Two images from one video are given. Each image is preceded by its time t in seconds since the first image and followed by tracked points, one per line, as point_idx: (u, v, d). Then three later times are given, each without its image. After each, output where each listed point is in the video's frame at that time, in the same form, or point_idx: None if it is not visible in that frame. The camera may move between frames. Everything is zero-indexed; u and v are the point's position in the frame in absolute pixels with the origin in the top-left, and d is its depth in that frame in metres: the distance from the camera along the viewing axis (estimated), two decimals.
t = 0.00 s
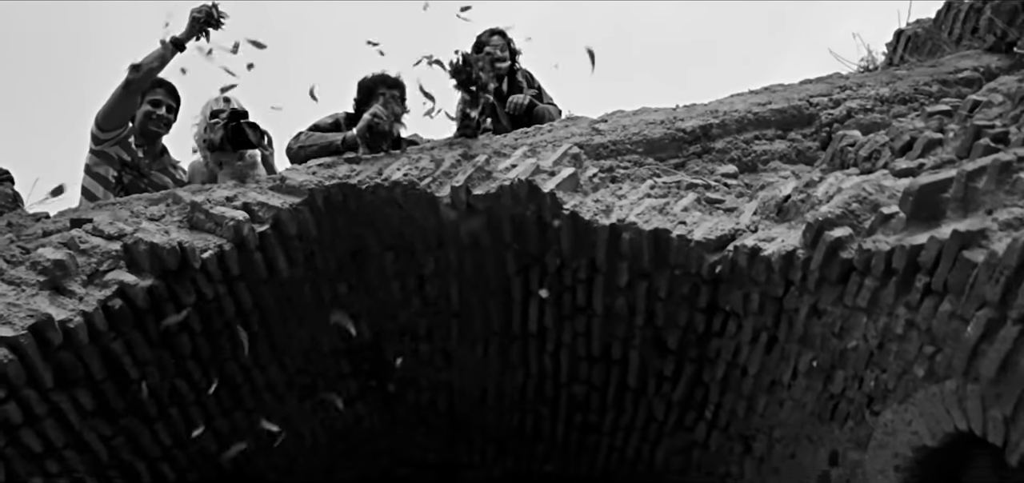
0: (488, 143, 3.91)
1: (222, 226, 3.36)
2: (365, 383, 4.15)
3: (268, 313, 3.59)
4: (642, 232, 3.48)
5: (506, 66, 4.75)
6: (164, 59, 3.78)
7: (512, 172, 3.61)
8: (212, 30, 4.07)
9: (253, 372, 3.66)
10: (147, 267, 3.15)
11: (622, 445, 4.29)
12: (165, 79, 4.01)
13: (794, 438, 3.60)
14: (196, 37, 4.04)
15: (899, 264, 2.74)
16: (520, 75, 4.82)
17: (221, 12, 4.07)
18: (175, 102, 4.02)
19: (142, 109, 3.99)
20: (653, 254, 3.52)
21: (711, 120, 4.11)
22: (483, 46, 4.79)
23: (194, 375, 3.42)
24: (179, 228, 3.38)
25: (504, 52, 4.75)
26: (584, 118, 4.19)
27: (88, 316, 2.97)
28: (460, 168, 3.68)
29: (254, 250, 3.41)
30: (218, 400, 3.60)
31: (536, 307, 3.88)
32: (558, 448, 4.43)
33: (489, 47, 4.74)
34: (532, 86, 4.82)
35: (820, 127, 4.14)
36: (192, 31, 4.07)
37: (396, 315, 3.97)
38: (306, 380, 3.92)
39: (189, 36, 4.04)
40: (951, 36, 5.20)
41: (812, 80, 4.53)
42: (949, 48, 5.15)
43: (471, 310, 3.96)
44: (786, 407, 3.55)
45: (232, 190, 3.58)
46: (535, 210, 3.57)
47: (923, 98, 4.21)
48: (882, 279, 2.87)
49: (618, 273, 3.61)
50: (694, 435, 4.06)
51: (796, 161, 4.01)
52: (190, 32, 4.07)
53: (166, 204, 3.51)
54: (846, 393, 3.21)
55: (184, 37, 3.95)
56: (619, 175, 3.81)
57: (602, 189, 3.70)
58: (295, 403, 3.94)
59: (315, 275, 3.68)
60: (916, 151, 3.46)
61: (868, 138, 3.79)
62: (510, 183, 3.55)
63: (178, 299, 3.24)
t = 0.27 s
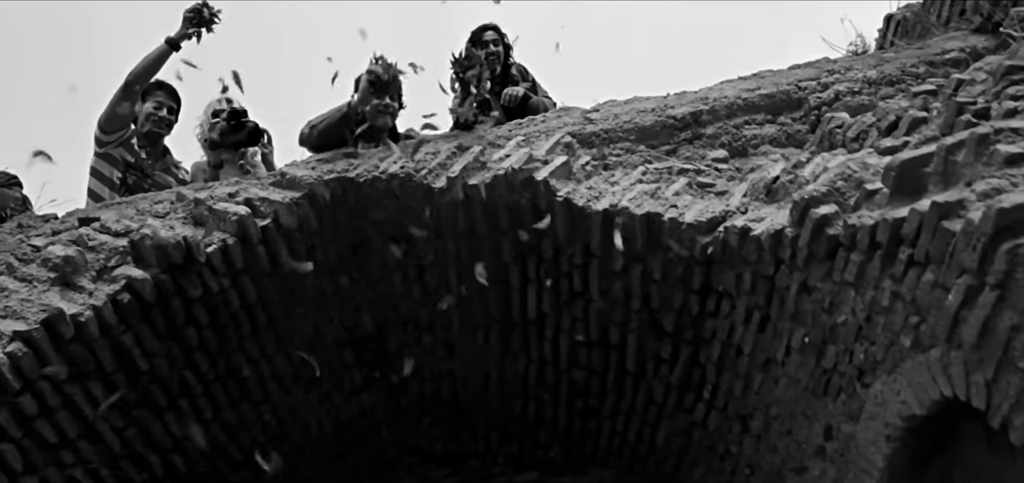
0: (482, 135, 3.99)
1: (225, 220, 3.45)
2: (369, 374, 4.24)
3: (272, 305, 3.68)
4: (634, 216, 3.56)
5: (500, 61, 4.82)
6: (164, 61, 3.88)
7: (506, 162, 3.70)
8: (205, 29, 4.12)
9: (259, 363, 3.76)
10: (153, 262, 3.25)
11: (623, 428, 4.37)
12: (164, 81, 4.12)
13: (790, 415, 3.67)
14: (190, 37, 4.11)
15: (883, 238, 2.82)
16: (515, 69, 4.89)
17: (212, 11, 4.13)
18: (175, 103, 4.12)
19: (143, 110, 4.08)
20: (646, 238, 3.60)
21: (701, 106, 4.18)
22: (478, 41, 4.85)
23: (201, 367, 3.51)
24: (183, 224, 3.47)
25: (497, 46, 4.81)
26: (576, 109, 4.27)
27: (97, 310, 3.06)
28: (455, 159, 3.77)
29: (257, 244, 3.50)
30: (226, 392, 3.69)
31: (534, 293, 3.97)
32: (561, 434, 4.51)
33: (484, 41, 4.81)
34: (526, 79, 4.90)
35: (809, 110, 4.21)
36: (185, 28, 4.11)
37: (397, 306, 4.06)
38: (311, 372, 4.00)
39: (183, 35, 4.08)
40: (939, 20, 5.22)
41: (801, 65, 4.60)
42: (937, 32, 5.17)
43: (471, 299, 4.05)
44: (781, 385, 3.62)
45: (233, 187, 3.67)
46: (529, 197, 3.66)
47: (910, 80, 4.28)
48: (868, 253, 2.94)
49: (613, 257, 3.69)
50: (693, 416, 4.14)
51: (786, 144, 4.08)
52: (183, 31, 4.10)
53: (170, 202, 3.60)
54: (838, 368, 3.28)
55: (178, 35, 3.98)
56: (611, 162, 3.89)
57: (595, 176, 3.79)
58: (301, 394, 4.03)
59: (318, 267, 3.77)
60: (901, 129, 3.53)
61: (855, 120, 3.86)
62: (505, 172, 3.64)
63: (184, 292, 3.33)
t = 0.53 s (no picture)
0: (478, 127, 4.08)
1: (228, 215, 3.55)
2: (373, 365, 4.32)
3: (276, 298, 3.77)
4: (627, 203, 3.64)
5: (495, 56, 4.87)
6: (166, 62, 3.99)
7: (501, 152, 3.79)
8: (205, 28, 4.21)
9: (265, 355, 3.85)
10: (160, 257, 3.35)
11: (623, 413, 4.45)
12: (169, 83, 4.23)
13: (785, 395, 3.73)
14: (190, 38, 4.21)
15: (868, 215, 2.89)
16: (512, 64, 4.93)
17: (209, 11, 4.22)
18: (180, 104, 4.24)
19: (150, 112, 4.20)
20: (639, 224, 3.68)
21: (692, 95, 4.26)
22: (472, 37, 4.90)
23: (209, 359, 3.60)
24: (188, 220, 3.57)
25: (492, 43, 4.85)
26: (570, 100, 4.36)
27: (106, 303, 3.16)
28: (451, 151, 3.86)
29: (260, 238, 3.60)
30: (233, 383, 3.79)
31: (531, 281, 4.05)
32: (562, 421, 4.58)
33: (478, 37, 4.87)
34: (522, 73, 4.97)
35: (799, 96, 4.28)
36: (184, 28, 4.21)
37: (399, 297, 4.14)
38: (316, 363, 4.09)
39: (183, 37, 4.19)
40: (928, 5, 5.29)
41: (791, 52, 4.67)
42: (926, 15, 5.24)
43: (470, 289, 4.14)
44: (776, 365, 3.69)
45: (236, 182, 3.76)
46: (524, 186, 3.75)
47: (898, 64, 4.35)
48: (854, 230, 3.01)
49: (608, 243, 3.77)
50: (691, 399, 4.21)
51: (777, 130, 4.15)
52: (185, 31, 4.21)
53: (175, 198, 3.70)
54: (829, 346, 3.34)
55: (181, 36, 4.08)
56: (605, 150, 3.97)
57: (589, 165, 3.87)
58: (307, 385, 4.12)
59: (320, 260, 3.87)
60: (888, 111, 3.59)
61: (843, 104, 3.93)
62: (500, 162, 3.73)
63: (190, 285, 3.43)
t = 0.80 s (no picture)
0: (470, 117, 4.18)
1: (229, 208, 3.65)
2: (374, 353, 4.42)
3: (277, 288, 3.87)
4: (616, 186, 3.74)
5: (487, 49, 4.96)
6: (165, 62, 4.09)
7: (492, 140, 3.90)
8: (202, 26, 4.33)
9: (268, 344, 3.95)
10: (164, 248, 3.45)
11: (620, 395, 4.55)
12: (168, 82, 4.34)
13: (776, 370, 3.83)
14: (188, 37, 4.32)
15: (846, 190, 2.97)
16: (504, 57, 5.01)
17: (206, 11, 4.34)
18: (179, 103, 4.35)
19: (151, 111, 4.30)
20: (629, 206, 3.77)
21: (679, 81, 4.36)
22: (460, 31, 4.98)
23: (213, 347, 3.71)
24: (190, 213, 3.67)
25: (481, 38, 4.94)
26: (560, 89, 4.45)
27: (113, 294, 3.26)
28: (444, 141, 3.96)
29: (260, 229, 3.70)
30: (237, 372, 3.89)
31: (526, 266, 4.15)
32: (561, 404, 4.68)
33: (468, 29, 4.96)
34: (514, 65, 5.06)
35: (784, 79, 4.36)
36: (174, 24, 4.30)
37: (397, 286, 4.24)
38: (318, 351, 4.19)
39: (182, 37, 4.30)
40: None
41: (776, 38, 4.76)
42: None
43: (467, 275, 4.24)
44: (765, 341, 3.78)
45: (236, 176, 3.87)
46: (516, 173, 3.86)
47: (881, 46, 4.43)
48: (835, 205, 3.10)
49: (599, 227, 3.86)
50: (686, 379, 4.31)
51: (763, 113, 4.24)
52: (175, 28, 4.30)
53: (177, 193, 3.80)
54: (816, 320, 3.43)
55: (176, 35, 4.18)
56: (594, 137, 4.07)
57: (579, 151, 3.97)
58: (310, 374, 4.22)
59: (319, 250, 3.97)
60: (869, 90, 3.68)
61: (826, 86, 4.01)
62: (491, 150, 3.84)
63: (193, 276, 3.54)
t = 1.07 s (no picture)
0: (468, 109, 4.27)
1: (234, 201, 3.75)
2: (379, 343, 4.51)
3: (283, 280, 3.97)
4: (612, 172, 3.82)
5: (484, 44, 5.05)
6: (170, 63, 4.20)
7: (490, 131, 3.99)
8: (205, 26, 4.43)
9: (275, 334, 4.05)
10: (172, 242, 3.56)
11: (621, 380, 4.63)
12: (173, 82, 4.46)
13: (772, 350, 3.90)
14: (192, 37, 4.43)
15: (834, 169, 3.04)
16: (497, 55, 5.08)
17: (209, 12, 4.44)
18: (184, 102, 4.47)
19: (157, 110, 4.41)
20: (624, 192, 3.85)
21: (673, 70, 4.44)
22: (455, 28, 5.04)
23: (222, 338, 3.81)
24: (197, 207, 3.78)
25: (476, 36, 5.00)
26: (556, 81, 4.54)
27: (124, 286, 3.37)
28: (443, 133, 4.06)
29: (265, 222, 3.80)
30: (246, 362, 3.99)
31: (526, 254, 4.24)
32: (563, 390, 4.77)
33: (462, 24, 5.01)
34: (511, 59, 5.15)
35: (776, 66, 4.43)
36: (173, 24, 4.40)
37: (401, 276, 4.34)
38: (325, 342, 4.29)
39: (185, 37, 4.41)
40: None
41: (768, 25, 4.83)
42: None
43: (468, 264, 4.33)
44: (761, 321, 3.86)
45: (240, 171, 3.97)
46: (513, 162, 3.95)
47: (872, 31, 4.49)
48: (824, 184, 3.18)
49: (595, 213, 3.95)
50: (685, 362, 4.38)
51: (756, 99, 4.31)
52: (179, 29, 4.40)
53: (184, 188, 3.91)
54: (809, 299, 3.51)
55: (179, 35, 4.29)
56: (589, 125, 4.15)
57: (575, 139, 4.06)
58: (317, 363, 4.32)
59: (323, 242, 4.07)
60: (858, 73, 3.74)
61: (817, 71, 4.08)
62: (488, 140, 3.93)
63: (201, 268, 3.64)
